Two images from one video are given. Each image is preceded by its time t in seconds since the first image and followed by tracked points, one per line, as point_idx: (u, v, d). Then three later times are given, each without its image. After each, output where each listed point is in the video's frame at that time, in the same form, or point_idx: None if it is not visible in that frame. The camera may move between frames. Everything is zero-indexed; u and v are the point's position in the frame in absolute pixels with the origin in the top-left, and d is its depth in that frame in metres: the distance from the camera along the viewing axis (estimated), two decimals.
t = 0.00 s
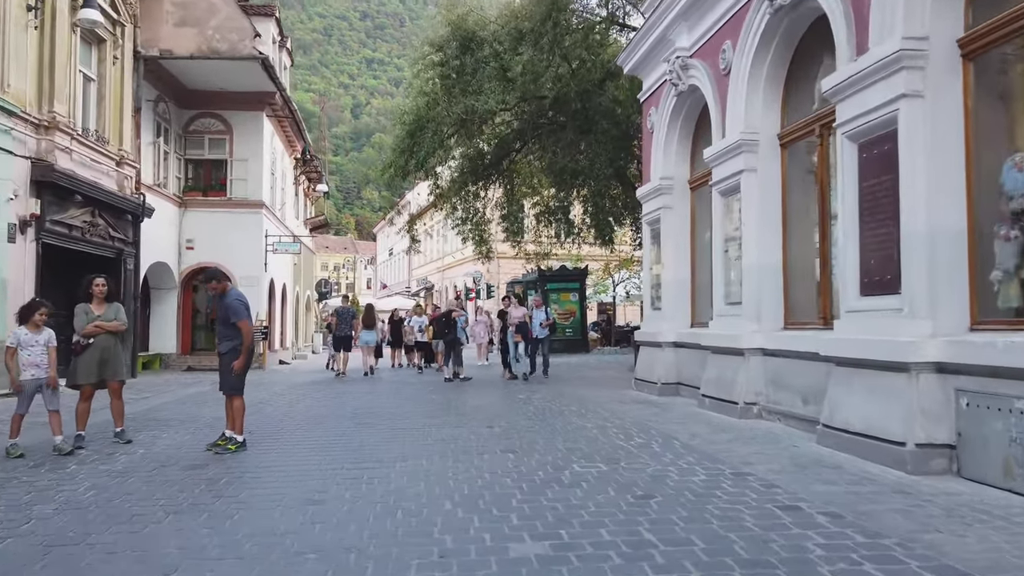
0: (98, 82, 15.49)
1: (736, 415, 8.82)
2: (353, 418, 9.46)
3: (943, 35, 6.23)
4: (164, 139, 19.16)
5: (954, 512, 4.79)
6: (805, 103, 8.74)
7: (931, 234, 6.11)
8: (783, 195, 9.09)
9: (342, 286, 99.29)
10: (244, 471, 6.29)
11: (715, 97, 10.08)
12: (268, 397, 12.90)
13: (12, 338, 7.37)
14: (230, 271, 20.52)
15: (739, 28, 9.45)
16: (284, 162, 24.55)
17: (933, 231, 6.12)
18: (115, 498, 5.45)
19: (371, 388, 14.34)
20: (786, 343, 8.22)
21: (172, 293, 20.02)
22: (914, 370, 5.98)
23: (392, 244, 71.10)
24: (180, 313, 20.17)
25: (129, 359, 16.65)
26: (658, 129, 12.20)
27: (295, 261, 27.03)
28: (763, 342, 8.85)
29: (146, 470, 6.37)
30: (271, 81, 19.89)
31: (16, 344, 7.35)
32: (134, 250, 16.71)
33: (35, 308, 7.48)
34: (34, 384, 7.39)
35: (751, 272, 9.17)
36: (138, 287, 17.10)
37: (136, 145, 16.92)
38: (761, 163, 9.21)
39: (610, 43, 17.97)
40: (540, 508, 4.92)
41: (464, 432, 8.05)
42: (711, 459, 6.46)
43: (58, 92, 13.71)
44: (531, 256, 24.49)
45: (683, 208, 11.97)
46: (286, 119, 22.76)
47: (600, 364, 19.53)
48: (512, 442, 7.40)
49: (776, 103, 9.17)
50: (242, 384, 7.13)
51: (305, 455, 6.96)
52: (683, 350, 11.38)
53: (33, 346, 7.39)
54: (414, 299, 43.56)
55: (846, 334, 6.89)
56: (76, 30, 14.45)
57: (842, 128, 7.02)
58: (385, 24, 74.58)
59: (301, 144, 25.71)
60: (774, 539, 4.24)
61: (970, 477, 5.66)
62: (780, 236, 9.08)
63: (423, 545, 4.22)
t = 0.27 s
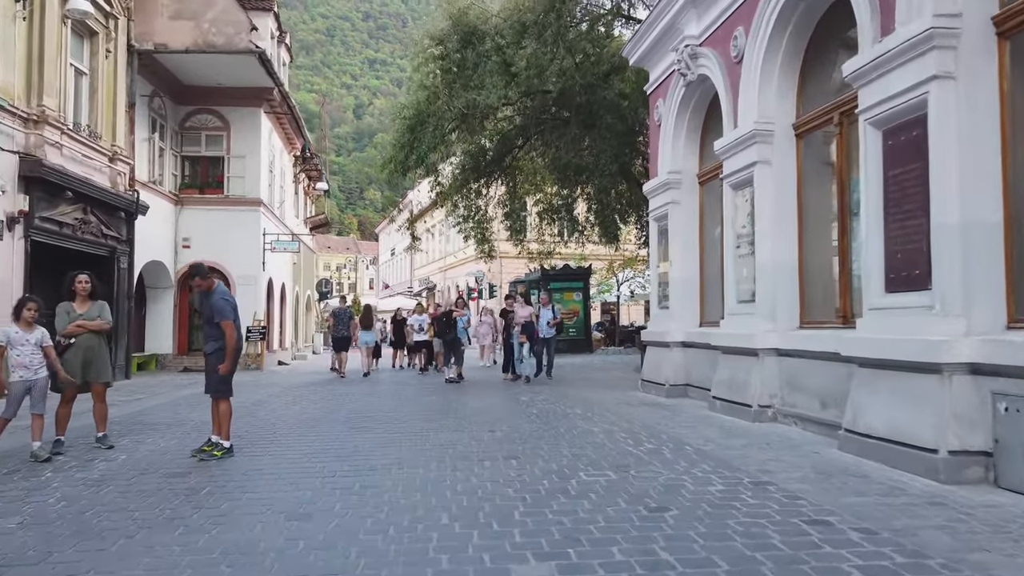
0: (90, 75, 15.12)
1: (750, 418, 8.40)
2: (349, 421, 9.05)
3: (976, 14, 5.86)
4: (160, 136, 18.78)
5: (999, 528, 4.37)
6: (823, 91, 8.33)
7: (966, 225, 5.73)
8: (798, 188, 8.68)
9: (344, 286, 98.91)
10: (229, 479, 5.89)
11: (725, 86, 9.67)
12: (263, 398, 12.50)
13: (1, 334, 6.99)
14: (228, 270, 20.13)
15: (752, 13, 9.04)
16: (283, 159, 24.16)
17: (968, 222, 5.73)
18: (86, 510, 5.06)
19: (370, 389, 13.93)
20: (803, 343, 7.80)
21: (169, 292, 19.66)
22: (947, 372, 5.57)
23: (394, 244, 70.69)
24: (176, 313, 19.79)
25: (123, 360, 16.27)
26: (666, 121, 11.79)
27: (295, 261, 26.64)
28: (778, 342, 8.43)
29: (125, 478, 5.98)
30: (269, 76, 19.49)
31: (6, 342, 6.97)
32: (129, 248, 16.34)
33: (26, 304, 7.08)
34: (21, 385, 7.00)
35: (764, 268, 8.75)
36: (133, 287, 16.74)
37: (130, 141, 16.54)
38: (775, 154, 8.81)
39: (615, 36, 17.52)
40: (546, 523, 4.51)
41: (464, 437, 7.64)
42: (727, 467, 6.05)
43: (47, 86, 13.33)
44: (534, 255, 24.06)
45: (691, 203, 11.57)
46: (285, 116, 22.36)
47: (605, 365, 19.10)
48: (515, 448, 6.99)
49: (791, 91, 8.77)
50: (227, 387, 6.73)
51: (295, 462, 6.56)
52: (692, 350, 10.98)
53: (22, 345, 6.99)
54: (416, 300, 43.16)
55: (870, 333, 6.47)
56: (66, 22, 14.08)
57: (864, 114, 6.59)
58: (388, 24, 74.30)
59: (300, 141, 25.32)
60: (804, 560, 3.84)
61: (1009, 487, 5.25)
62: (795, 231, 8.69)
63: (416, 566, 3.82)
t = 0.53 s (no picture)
0: (82, 71, 14.75)
1: (765, 426, 8.00)
2: (344, 429, 8.65)
3: None
4: (155, 134, 18.39)
5: None
6: (841, 82, 7.93)
7: (1004, 221, 5.32)
8: (816, 184, 8.28)
9: (346, 286, 98.53)
10: (211, 495, 5.49)
11: (737, 77, 9.27)
12: (258, 402, 12.10)
13: None
14: (225, 270, 19.74)
15: None
16: (282, 158, 23.78)
17: (1006, 218, 5.33)
18: (51, 531, 4.65)
19: (368, 393, 13.52)
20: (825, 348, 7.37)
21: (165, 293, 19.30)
22: (984, 381, 5.17)
23: (396, 244, 70.29)
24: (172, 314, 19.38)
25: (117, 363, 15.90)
26: (674, 116, 11.39)
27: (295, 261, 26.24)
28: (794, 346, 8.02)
29: (99, 494, 5.58)
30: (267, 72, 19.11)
31: None
32: (123, 249, 15.99)
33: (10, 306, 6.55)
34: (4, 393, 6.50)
35: (780, 268, 8.35)
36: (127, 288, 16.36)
37: (124, 139, 16.16)
38: (791, 147, 8.39)
39: (620, 30, 17.09)
40: (552, 549, 4.10)
41: (464, 447, 7.23)
42: (744, 482, 5.63)
43: (37, 81, 12.96)
44: (537, 255, 23.63)
45: (701, 200, 11.16)
46: (283, 113, 21.97)
47: (610, 368, 18.67)
48: (517, 459, 6.57)
49: (807, 81, 8.36)
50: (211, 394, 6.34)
51: (284, 475, 6.15)
52: (702, 353, 10.61)
53: (8, 351, 6.49)
54: (418, 301, 42.77)
55: (898, 337, 6.07)
56: (57, 16, 13.71)
57: (891, 103, 6.19)
58: (390, 24, 74.01)
59: (300, 140, 24.95)
60: None
61: None
62: (813, 228, 8.28)
63: None
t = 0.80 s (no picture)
0: (74, 64, 14.38)
1: (782, 429, 7.61)
2: (340, 433, 8.24)
3: None
4: (151, 129, 18.00)
5: None
6: (863, 67, 7.51)
7: None
8: (835, 176, 7.87)
9: (349, 286, 98.19)
10: (190, 506, 5.08)
11: (751, 65, 8.85)
12: (253, 404, 11.71)
13: None
14: (222, 269, 19.35)
15: None
16: (281, 155, 23.40)
17: None
18: (10, 548, 4.25)
19: (367, 394, 13.12)
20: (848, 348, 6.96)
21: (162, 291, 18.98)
22: None
23: (399, 244, 69.89)
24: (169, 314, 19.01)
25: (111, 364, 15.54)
26: (683, 107, 10.98)
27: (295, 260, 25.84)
28: (813, 346, 7.61)
29: (70, 505, 5.17)
30: (265, 66, 18.71)
31: None
32: (116, 247, 15.60)
33: None
34: None
35: (797, 265, 7.94)
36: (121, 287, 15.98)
37: (118, 134, 15.77)
38: (810, 137, 7.95)
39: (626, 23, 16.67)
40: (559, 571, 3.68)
41: (465, 453, 6.81)
42: (766, 492, 5.21)
43: (26, 73, 12.58)
44: (541, 254, 23.22)
45: (712, 195, 10.74)
46: (282, 109, 21.57)
47: (615, 369, 18.24)
48: (521, 466, 6.16)
49: (828, 67, 7.92)
50: (194, 396, 5.96)
51: (271, 483, 5.75)
52: (712, 354, 10.22)
53: None
54: (421, 301, 42.38)
55: (931, 336, 5.65)
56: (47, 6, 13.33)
57: (924, 85, 5.77)
58: (393, 23, 73.65)
59: (299, 137, 24.57)
60: None
61: None
62: (833, 223, 7.86)
63: None
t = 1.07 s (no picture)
0: (64, 57, 13.98)
1: (799, 438, 7.16)
2: (331, 439, 7.82)
3: None
4: (145, 125, 17.61)
5: None
6: (884, 53, 7.10)
7: None
8: (855, 169, 7.44)
9: (350, 286, 97.82)
10: (161, 524, 4.66)
11: (764, 53, 8.43)
12: (245, 408, 11.31)
13: None
14: (218, 268, 18.94)
15: None
16: (279, 152, 23.00)
17: None
18: None
19: (364, 397, 12.71)
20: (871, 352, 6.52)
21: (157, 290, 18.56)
22: None
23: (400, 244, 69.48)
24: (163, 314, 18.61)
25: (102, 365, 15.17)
26: (692, 100, 10.56)
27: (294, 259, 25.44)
28: (832, 348, 7.18)
29: (31, 522, 4.76)
30: (262, 61, 18.30)
31: None
32: (108, 245, 15.20)
33: None
34: None
35: (814, 264, 7.51)
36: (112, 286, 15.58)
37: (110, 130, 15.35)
38: (828, 127, 7.54)
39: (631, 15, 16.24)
40: None
41: (463, 463, 6.40)
42: (789, 509, 4.78)
43: (12, 65, 12.17)
44: (544, 253, 22.79)
45: (722, 191, 10.31)
46: (280, 106, 21.16)
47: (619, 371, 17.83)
48: (521, 479, 5.74)
49: (847, 53, 7.50)
50: (168, 402, 5.57)
51: (252, 497, 5.34)
52: (722, 356, 9.81)
53: None
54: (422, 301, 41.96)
55: (965, 340, 5.22)
56: None
57: (955, 67, 5.33)
58: (395, 22, 73.26)
59: (298, 134, 24.17)
60: None
61: None
62: (853, 218, 7.44)
63: None
